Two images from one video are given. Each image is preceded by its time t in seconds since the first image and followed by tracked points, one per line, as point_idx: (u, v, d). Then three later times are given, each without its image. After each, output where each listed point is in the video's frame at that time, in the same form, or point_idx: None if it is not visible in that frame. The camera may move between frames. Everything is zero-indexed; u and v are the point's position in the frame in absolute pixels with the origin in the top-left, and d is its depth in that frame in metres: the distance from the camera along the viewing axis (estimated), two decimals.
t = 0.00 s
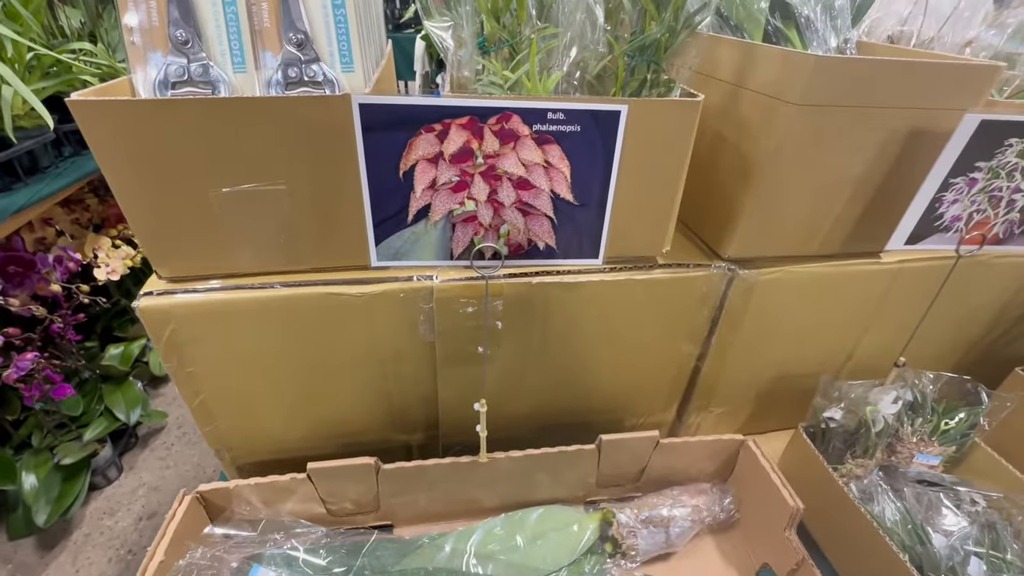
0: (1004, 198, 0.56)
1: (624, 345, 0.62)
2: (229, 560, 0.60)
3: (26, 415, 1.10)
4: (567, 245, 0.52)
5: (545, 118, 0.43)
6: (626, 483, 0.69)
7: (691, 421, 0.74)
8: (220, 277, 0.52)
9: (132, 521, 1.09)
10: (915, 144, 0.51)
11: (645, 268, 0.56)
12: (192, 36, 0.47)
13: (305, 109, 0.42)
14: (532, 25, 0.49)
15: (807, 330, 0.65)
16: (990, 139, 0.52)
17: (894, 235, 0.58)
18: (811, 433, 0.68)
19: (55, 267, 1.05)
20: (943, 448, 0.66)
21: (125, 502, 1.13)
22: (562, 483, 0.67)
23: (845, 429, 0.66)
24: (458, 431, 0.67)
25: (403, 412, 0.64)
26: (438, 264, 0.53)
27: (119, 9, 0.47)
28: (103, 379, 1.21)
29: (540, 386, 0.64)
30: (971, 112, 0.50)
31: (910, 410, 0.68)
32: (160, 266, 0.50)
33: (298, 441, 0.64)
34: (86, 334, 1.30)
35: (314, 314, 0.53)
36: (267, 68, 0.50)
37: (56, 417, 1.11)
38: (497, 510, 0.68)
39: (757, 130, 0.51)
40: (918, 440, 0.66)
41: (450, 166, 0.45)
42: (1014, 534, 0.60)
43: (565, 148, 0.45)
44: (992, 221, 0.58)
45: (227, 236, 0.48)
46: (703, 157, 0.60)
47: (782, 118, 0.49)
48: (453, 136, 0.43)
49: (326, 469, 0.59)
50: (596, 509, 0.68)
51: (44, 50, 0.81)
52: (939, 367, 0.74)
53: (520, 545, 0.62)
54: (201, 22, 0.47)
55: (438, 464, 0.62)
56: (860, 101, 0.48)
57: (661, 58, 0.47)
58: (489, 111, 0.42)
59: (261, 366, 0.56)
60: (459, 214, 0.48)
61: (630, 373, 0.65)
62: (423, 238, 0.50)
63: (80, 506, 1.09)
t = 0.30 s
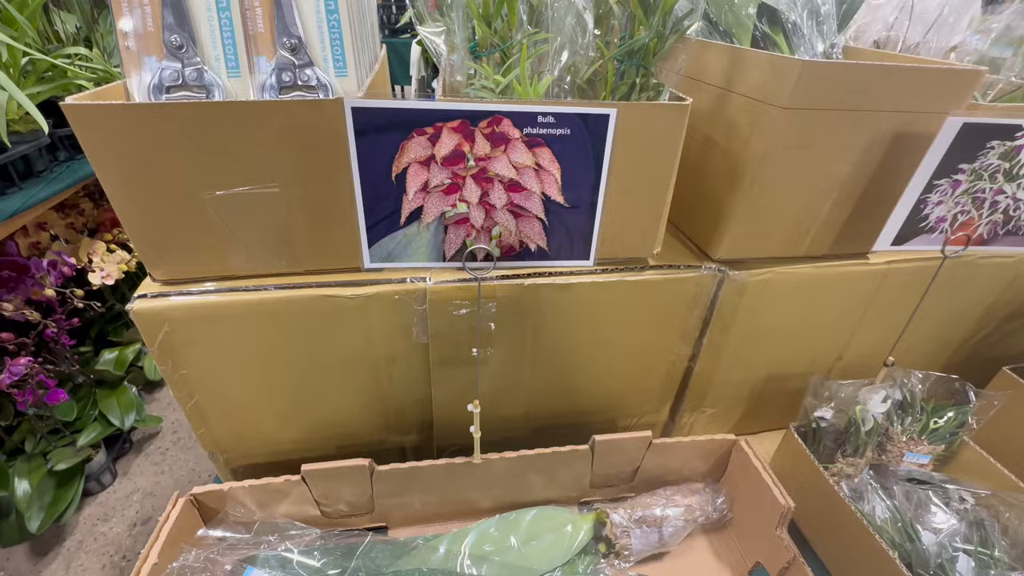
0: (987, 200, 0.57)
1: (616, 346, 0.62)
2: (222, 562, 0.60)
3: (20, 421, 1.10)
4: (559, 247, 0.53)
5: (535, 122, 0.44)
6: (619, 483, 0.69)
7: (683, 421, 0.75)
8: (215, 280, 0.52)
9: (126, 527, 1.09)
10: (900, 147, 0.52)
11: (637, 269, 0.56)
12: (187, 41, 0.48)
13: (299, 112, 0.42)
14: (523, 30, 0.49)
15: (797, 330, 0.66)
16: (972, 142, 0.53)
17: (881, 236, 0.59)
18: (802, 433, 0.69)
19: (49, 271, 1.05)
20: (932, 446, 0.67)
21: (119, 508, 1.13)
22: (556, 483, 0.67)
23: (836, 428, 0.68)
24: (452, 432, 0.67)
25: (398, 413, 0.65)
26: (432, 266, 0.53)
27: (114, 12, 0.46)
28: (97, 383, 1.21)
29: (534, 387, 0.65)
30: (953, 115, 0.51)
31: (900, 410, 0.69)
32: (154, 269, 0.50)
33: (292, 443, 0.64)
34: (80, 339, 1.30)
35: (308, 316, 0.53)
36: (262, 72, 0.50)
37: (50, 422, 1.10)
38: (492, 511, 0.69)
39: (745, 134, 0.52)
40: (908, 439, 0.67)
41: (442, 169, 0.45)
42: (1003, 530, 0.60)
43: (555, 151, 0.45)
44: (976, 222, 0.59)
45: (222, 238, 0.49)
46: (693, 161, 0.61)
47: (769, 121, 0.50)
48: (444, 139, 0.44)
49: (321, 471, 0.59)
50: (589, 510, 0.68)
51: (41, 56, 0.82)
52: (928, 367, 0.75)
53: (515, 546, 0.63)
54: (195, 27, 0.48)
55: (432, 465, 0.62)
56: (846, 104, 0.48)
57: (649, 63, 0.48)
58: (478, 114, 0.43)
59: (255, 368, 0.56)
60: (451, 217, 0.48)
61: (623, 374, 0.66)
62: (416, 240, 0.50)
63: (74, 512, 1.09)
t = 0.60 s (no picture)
0: (957, 211, 0.58)
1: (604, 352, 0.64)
2: (221, 566, 0.61)
3: (15, 429, 1.12)
4: (546, 258, 0.55)
5: (520, 141, 0.46)
6: (609, 486, 0.71)
7: (672, 426, 0.77)
8: (213, 291, 0.54)
9: (121, 535, 1.09)
10: (872, 162, 0.54)
11: (623, 278, 0.59)
12: (188, 62, 0.50)
13: (296, 132, 0.44)
14: (512, 50, 0.51)
15: (779, 336, 0.68)
16: (940, 156, 0.54)
17: (856, 243, 0.61)
18: (786, 436, 0.71)
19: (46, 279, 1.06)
20: (913, 449, 0.70)
21: (115, 516, 1.14)
22: (547, 487, 0.69)
23: (818, 431, 0.69)
24: (445, 438, 0.69)
25: (392, 420, 0.66)
26: (424, 277, 0.55)
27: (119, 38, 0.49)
28: (93, 391, 1.22)
29: (525, 393, 0.67)
30: (921, 130, 0.53)
31: (880, 413, 0.71)
32: (155, 281, 0.52)
33: (289, 449, 0.66)
34: (76, 347, 1.31)
35: (304, 326, 0.55)
36: (259, 91, 0.52)
37: (46, 430, 1.11)
38: (485, 514, 0.70)
39: (725, 149, 0.54)
40: (889, 441, 0.69)
41: (433, 185, 0.47)
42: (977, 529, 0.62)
43: (541, 168, 0.47)
44: (947, 232, 0.60)
45: (220, 251, 0.50)
46: (677, 173, 0.63)
47: (747, 137, 0.52)
48: (435, 157, 0.46)
49: (317, 476, 0.61)
50: (580, 513, 0.70)
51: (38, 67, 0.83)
52: (909, 371, 0.77)
53: (506, 548, 0.64)
54: (196, 48, 0.50)
55: (426, 469, 0.63)
56: (819, 122, 0.51)
57: (630, 82, 0.51)
58: (466, 134, 0.45)
59: (252, 376, 0.58)
60: (442, 231, 0.50)
61: (611, 379, 0.68)
62: (408, 253, 0.52)
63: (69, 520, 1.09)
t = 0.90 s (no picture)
0: (910, 225, 0.62)
1: (585, 359, 0.68)
2: (220, 565, 0.64)
3: (12, 437, 1.15)
4: (527, 272, 0.58)
5: (500, 165, 0.49)
6: (592, 487, 0.74)
7: (653, 428, 0.80)
8: (213, 303, 0.57)
9: (117, 543, 1.11)
10: (831, 181, 0.58)
11: (602, 289, 0.62)
12: (191, 90, 0.53)
13: (295, 157, 0.48)
14: (494, 78, 0.55)
15: (751, 343, 0.72)
16: (893, 176, 0.58)
17: (818, 254, 0.64)
18: (761, 437, 0.75)
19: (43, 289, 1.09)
20: (880, 449, 0.74)
21: (110, 524, 1.16)
22: (533, 488, 0.72)
23: (789, 432, 0.73)
24: (436, 441, 0.72)
25: (384, 424, 0.69)
26: (413, 289, 0.58)
27: (127, 73, 0.53)
28: (89, 400, 1.25)
29: (510, 399, 0.70)
30: (872, 153, 0.56)
31: (849, 414, 0.74)
32: (159, 294, 0.55)
33: (286, 453, 0.69)
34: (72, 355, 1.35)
35: (300, 336, 0.58)
36: (258, 116, 0.55)
37: (42, 437, 1.14)
38: (473, 515, 0.73)
39: (694, 168, 0.58)
40: (857, 441, 0.74)
41: (420, 207, 0.51)
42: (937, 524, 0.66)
43: (520, 190, 0.51)
44: (903, 244, 0.64)
45: (221, 266, 0.54)
46: (653, 189, 0.67)
47: (713, 159, 0.56)
48: (421, 181, 0.49)
49: (313, 479, 0.64)
50: (565, 512, 0.73)
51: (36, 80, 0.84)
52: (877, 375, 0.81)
53: (493, 546, 0.67)
54: (199, 77, 0.53)
55: (416, 472, 0.67)
56: (779, 145, 0.55)
57: (606, 108, 0.55)
58: (450, 159, 0.48)
59: (250, 384, 0.61)
60: (429, 247, 0.54)
61: (592, 384, 0.71)
62: (397, 268, 0.56)
63: (65, 528, 1.12)
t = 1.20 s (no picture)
0: (873, 237, 0.66)
1: (570, 365, 0.71)
2: (219, 567, 0.66)
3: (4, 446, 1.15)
4: (512, 283, 0.61)
5: (484, 185, 0.52)
6: (578, 487, 0.77)
7: (637, 431, 0.84)
8: (211, 315, 0.59)
9: (110, 550, 1.12)
10: (797, 196, 0.62)
11: (584, 298, 0.66)
12: (191, 112, 0.56)
13: (291, 178, 0.51)
14: (479, 101, 0.58)
15: (729, 348, 0.76)
16: (854, 192, 0.62)
17: (787, 264, 0.68)
18: (739, 439, 0.78)
19: (35, 296, 1.10)
20: (852, 447, 0.78)
21: (104, 531, 1.17)
22: (521, 490, 0.75)
23: (765, 432, 0.76)
24: (427, 445, 0.75)
25: (377, 429, 0.72)
26: (403, 301, 0.61)
27: (130, 98, 0.55)
28: (81, 408, 1.26)
29: (498, 403, 0.73)
30: (833, 171, 0.60)
31: (822, 415, 0.78)
32: (159, 306, 0.58)
33: (282, 458, 0.71)
34: (64, 362, 1.37)
35: (296, 346, 0.61)
36: (255, 137, 0.58)
37: (34, 446, 1.16)
38: (464, 516, 0.76)
39: (669, 184, 0.62)
40: (830, 441, 0.77)
41: (409, 224, 0.54)
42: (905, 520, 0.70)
43: (503, 209, 0.54)
44: (867, 255, 0.68)
45: (220, 280, 0.56)
46: (633, 202, 0.71)
47: (686, 176, 0.59)
48: (411, 201, 0.52)
49: (308, 483, 0.66)
50: (552, 513, 0.76)
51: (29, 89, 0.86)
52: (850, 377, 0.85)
53: (483, 545, 0.70)
54: (199, 100, 0.56)
55: (408, 475, 0.69)
56: (747, 163, 0.59)
57: (586, 129, 0.58)
58: (437, 181, 0.51)
59: (247, 391, 0.64)
60: (418, 261, 0.56)
61: (577, 389, 0.74)
62: (388, 281, 0.59)
63: (58, 536, 1.13)
